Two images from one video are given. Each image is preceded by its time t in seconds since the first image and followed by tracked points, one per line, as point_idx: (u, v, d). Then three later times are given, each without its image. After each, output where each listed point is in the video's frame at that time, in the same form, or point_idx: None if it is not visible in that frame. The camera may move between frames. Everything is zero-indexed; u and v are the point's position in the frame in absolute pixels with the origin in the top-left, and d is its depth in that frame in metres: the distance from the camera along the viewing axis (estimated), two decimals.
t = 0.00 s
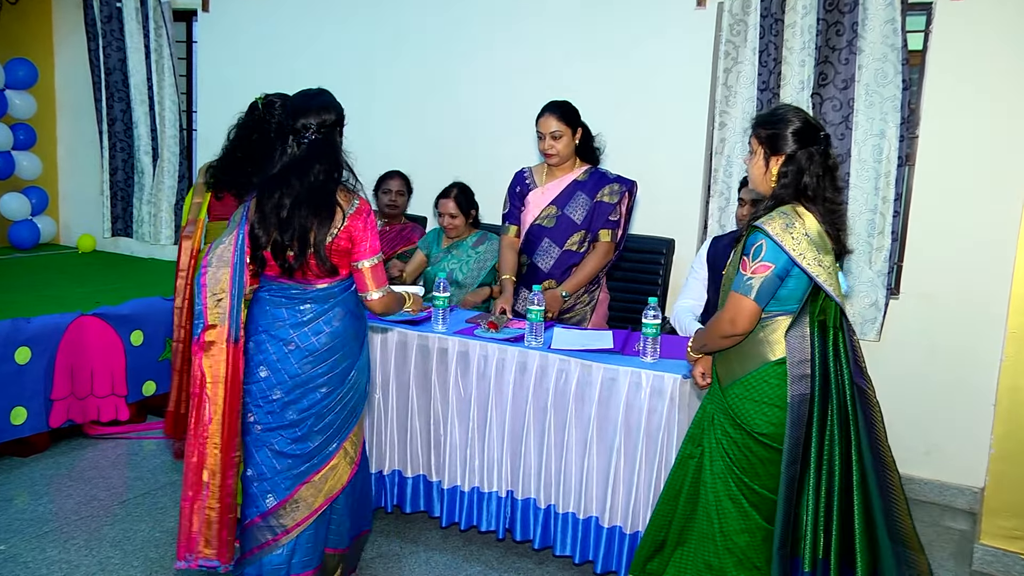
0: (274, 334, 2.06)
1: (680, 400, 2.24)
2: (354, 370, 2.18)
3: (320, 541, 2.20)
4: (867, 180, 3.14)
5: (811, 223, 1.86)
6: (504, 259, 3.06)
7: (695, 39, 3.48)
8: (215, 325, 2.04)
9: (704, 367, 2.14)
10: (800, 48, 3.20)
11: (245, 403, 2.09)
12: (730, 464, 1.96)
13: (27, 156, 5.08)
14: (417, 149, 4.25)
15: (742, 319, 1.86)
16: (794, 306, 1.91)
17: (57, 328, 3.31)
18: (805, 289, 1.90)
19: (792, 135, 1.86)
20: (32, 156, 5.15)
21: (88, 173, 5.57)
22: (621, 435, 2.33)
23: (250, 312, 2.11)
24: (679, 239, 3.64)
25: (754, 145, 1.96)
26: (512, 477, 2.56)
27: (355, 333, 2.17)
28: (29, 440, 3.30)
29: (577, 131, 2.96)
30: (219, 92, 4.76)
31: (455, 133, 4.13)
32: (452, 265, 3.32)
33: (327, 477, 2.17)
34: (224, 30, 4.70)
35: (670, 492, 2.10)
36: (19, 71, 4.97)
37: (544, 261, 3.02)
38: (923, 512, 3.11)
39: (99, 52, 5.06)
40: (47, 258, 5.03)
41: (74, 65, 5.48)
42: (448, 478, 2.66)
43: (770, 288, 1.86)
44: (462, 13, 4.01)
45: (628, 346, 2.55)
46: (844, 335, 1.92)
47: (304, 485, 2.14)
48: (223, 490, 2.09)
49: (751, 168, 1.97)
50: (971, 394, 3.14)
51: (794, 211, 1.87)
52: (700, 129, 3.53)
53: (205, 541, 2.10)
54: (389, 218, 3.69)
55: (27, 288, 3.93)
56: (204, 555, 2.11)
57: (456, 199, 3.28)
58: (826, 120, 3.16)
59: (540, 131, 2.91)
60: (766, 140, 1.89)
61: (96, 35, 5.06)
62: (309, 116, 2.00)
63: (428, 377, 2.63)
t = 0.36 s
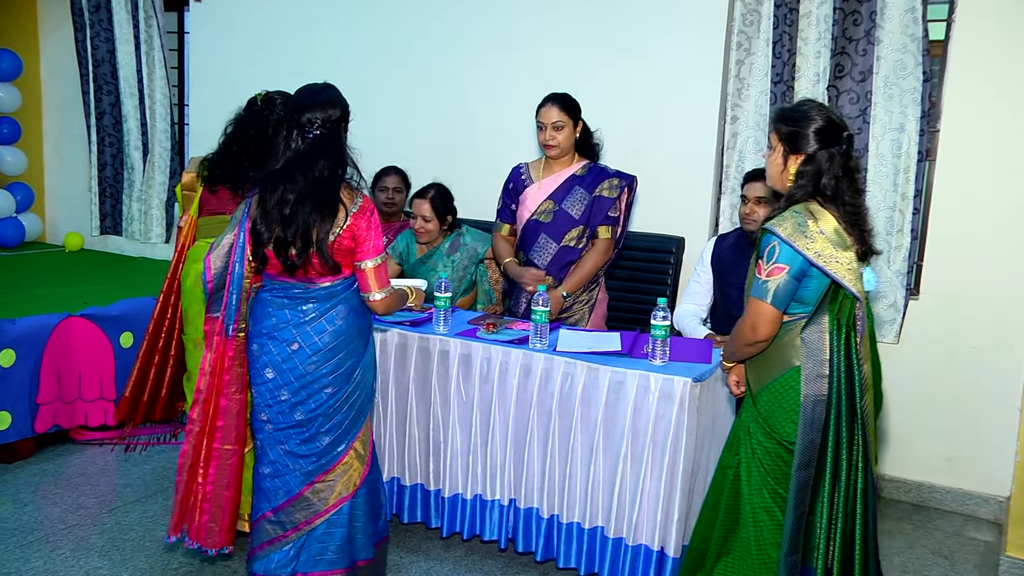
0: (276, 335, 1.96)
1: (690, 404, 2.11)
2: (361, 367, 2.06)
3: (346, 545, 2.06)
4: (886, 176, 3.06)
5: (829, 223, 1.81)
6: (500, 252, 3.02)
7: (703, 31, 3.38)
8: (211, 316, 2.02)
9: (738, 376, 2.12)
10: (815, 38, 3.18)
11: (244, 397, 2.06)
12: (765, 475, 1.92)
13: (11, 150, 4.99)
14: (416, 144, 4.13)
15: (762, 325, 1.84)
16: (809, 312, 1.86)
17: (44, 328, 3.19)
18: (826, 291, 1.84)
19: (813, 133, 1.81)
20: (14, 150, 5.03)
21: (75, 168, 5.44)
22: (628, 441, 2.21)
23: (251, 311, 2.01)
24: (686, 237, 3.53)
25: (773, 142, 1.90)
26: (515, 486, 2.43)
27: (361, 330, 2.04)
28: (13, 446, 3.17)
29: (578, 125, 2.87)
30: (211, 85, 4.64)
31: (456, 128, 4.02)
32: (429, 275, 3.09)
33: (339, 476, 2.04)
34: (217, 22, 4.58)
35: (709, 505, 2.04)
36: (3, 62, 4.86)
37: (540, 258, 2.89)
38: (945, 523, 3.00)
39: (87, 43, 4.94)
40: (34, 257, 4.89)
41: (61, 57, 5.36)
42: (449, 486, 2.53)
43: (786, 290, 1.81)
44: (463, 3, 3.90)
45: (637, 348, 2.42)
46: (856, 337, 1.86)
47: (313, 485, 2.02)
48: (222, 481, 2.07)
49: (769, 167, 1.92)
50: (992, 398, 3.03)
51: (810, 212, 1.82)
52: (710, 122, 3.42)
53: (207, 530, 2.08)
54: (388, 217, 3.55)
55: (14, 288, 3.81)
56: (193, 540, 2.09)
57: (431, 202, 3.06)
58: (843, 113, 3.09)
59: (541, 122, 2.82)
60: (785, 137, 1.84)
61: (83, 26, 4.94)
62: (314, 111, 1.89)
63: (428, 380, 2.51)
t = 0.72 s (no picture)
0: (268, 329, 1.91)
1: (696, 407, 2.07)
2: (355, 365, 2.00)
3: (345, 543, 2.02)
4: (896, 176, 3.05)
5: (881, 223, 1.79)
6: (512, 267, 2.94)
7: (710, 27, 3.33)
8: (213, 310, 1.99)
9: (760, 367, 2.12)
10: (824, 34, 3.15)
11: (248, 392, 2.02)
12: (779, 469, 1.93)
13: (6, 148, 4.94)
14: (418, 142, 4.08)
15: (805, 319, 1.82)
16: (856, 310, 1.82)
17: (41, 329, 3.14)
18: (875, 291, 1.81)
19: (859, 134, 1.79)
20: (10, 148, 4.98)
21: (73, 167, 5.39)
22: (635, 440, 2.16)
23: (248, 306, 1.96)
24: (692, 236, 3.48)
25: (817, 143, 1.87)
26: (518, 488, 2.38)
27: (355, 327, 1.99)
28: (9, 449, 3.12)
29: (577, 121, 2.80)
30: (210, 82, 4.59)
31: (458, 126, 3.97)
32: (420, 242, 3.02)
33: (333, 474, 1.99)
34: (216, 18, 4.53)
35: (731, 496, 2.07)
36: None
37: (550, 264, 2.83)
38: (957, 528, 2.97)
39: (84, 39, 4.89)
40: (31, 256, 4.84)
41: (58, 55, 5.31)
42: (451, 489, 2.47)
43: (835, 289, 1.80)
44: None
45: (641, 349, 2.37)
46: (892, 338, 1.82)
47: (306, 483, 1.98)
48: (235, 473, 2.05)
49: (814, 168, 1.89)
50: (1003, 400, 2.98)
51: (864, 211, 1.80)
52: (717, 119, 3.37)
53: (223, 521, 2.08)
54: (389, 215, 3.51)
55: (12, 287, 3.77)
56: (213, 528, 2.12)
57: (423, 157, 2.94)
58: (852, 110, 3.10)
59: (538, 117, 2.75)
60: (832, 139, 1.81)
61: (80, 21, 4.89)
62: (309, 105, 1.85)
63: (429, 382, 2.46)
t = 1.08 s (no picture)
0: (271, 330, 1.92)
1: (699, 408, 2.07)
2: (358, 366, 2.00)
3: (345, 545, 2.01)
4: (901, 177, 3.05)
5: (919, 225, 1.80)
6: (529, 295, 2.95)
7: (714, 28, 3.33)
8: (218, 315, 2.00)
9: (786, 367, 2.15)
10: (828, 35, 3.18)
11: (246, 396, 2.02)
12: (805, 465, 1.91)
13: (11, 150, 4.96)
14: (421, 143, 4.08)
15: (847, 320, 1.80)
16: (904, 304, 1.81)
17: (46, 331, 3.15)
18: (916, 290, 1.80)
19: (896, 139, 1.80)
20: (16, 150, 5.00)
21: (77, 169, 5.41)
22: (640, 442, 2.16)
23: (249, 307, 1.96)
24: (696, 238, 3.48)
25: (848, 148, 1.87)
26: (522, 490, 2.38)
27: (357, 328, 1.99)
28: (14, 450, 3.13)
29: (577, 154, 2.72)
30: (214, 84, 4.59)
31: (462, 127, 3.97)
32: (423, 208, 2.99)
33: (335, 475, 1.99)
34: (220, 20, 4.54)
35: (746, 491, 2.10)
36: (3, 61, 4.82)
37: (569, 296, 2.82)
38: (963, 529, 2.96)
39: (89, 41, 4.91)
40: (36, 258, 4.85)
41: (62, 57, 5.33)
42: (454, 491, 2.46)
43: (879, 290, 1.79)
44: None
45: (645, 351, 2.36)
46: (926, 337, 1.80)
47: (307, 484, 1.98)
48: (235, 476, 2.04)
49: (846, 174, 1.88)
50: (1008, 401, 2.98)
51: (906, 215, 1.80)
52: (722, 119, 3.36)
53: (224, 522, 2.06)
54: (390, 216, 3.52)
55: (17, 288, 3.79)
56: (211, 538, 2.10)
57: (437, 119, 2.88)
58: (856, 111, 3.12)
59: (538, 154, 2.69)
60: (871, 144, 1.81)
61: (85, 23, 4.91)
62: (309, 107, 1.84)
63: (433, 384, 2.46)
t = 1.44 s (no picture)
0: (278, 333, 1.91)
1: (703, 409, 2.07)
2: (365, 368, 2.00)
3: (353, 544, 2.02)
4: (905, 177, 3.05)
5: (937, 226, 1.80)
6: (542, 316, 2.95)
7: (717, 29, 3.33)
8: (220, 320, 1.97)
9: (795, 367, 2.12)
10: (831, 36, 3.17)
11: (250, 401, 1.98)
12: (819, 465, 1.92)
13: (15, 151, 4.97)
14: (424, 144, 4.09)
15: (858, 319, 1.80)
16: (922, 306, 1.84)
17: (49, 331, 3.15)
18: (927, 291, 1.83)
19: (916, 139, 1.80)
20: (20, 151, 5.01)
21: (80, 170, 5.42)
22: (643, 443, 2.15)
23: (253, 309, 1.96)
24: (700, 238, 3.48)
25: (868, 146, 1.87)
26: (525, 490, 2.37)
27: (363, 329, 1.99)
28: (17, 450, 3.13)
29: (598, 203, 2.74)
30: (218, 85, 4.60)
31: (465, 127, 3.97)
32: (426, 200, 2.99)
33: (342, 476, 1.99)
34: (224, 21, 4.54)
35: (760, 492, 2.10)
36: (7, 62, 4.83)
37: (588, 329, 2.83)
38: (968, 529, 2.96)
39: (92, 43, 4.91)
40: (38, 258, 4.86)
41: (66, 58, 5.34)
42: (456, 492, 2.46)
43: (891, 288, 1.79)
44: None
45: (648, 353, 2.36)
46: (941, 339, 1.80)
47: (315, 485, 1.98)
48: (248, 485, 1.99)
49: (865, 171, 1.89)
50: (1013, 402, 2.99)
51: (923, 216, 1.79)
52: (725, 120, 3.36)
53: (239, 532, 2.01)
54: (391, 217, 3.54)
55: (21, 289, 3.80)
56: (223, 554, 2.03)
57: (444, 118, 2.88)
58: (859, 112, 3.12)
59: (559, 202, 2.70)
60: (892, 142, 1.81)
61: (88, 25, 4.92)
62: (314, 108, 1.86)
63: (436, 384, 2.46)
